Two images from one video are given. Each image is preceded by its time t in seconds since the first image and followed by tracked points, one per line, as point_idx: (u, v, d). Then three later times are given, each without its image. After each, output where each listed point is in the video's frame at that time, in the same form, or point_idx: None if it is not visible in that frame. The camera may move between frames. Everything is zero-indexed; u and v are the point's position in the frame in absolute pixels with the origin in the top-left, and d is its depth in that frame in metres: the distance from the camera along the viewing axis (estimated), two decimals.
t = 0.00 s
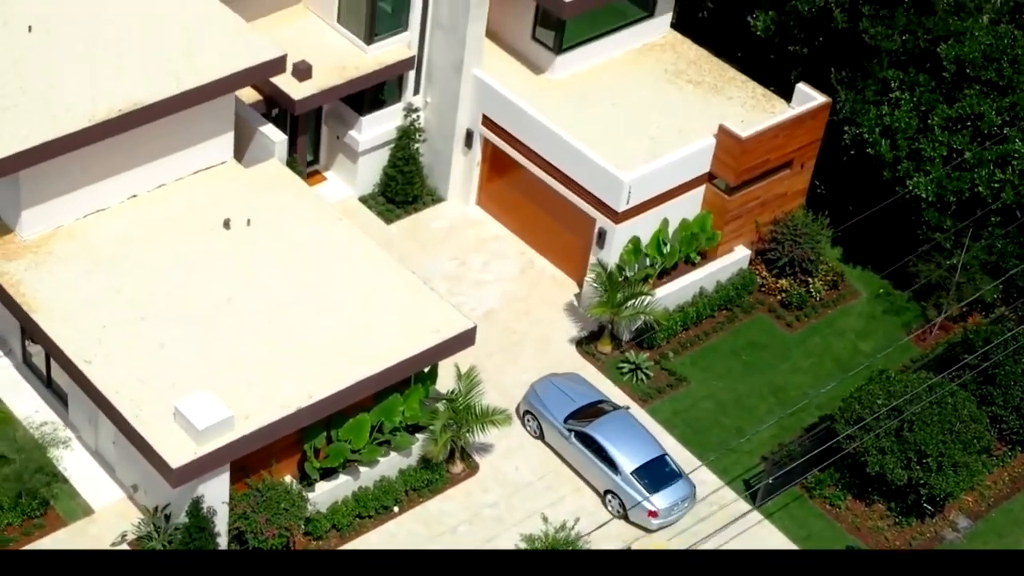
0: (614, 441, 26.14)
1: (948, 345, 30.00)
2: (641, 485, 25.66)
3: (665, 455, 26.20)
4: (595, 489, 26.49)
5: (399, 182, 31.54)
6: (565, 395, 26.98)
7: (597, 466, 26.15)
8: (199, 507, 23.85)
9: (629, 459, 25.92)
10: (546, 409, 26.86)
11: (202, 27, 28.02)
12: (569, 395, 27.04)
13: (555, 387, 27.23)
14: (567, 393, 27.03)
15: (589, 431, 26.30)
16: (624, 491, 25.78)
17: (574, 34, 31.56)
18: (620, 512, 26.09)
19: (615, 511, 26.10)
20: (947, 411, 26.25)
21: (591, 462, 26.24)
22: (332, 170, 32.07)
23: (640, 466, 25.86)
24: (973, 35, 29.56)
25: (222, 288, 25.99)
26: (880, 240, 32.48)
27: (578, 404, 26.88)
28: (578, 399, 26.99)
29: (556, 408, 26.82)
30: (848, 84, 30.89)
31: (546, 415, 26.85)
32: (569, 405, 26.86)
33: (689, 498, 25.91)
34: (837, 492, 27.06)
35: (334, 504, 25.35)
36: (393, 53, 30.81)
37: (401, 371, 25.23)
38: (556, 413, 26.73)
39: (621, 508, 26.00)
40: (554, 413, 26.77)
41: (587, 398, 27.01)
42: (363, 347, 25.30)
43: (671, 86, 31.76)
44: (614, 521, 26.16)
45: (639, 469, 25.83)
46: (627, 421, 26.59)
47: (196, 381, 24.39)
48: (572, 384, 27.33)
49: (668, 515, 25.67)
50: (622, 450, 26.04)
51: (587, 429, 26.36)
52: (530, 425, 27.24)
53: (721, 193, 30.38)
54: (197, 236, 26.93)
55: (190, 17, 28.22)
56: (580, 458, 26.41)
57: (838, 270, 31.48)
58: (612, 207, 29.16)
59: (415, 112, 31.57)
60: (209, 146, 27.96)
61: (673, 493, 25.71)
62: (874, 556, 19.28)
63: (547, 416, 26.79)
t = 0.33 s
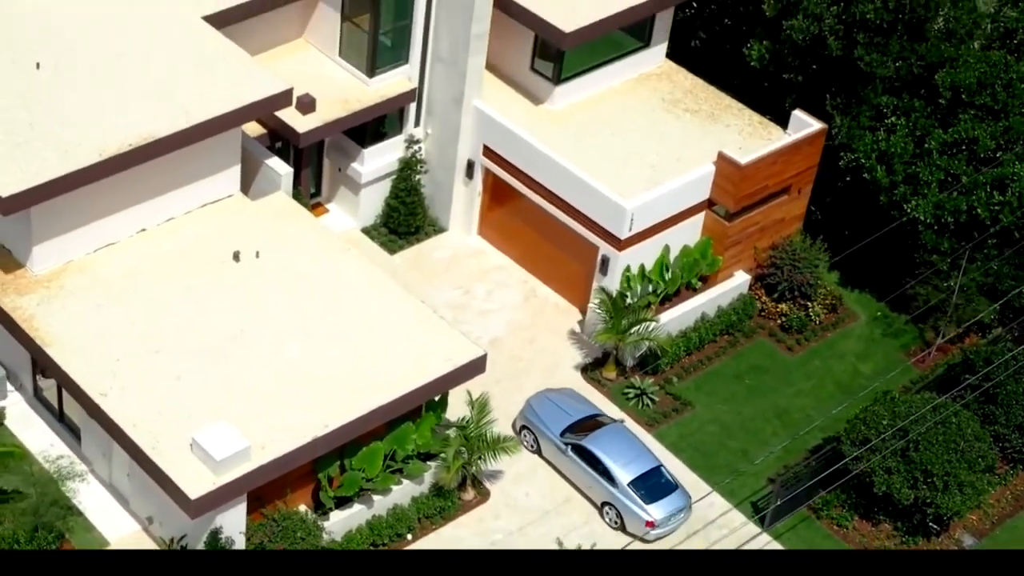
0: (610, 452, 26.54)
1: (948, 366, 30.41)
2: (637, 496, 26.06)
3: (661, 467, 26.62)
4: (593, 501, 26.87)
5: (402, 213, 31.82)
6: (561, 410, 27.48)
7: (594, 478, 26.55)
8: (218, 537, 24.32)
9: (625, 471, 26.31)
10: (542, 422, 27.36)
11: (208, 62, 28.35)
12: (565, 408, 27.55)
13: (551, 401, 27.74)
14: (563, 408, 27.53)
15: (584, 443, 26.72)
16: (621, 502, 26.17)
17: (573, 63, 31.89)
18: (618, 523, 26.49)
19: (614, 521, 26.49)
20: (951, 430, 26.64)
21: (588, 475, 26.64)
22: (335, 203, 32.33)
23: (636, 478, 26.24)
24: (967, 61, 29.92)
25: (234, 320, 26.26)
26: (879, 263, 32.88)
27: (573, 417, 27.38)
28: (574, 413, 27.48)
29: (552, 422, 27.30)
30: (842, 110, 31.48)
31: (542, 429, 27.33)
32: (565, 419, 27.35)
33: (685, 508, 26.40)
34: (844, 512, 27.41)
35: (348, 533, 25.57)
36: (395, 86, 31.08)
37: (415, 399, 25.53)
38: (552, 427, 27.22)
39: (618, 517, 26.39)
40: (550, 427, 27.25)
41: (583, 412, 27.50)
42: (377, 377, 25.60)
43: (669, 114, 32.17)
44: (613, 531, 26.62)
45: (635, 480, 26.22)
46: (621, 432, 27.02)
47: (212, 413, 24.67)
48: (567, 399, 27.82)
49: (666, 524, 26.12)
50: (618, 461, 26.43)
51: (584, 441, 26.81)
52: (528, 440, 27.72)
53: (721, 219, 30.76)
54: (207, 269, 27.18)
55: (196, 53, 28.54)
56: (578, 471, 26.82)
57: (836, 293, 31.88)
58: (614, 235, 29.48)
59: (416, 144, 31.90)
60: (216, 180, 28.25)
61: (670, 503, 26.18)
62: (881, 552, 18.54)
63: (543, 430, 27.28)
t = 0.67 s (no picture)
0: (605, 465, 27.05)
1: (944, 389, 30.95)
2: (633, 507, 26.60)
3: (655, 478, 27.14)
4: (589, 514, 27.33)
5: (405, 243, 32.13)
6: (556, 424, 27.91)
7: (590, 491, 27.04)
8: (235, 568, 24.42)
9: (621, 482, 26.84)
10: (537, 436, 27.80)
11: (214, 96, 28.66)
12: (561, 423, 27.99)
13: (547, 417, 28.18)
14: (558, 422, 27.96)
15: (580, 455, 27.21)
16: (618, 513, 26.68)
17: (570, 93, 32.24)
18: (614, 535, 26.93)
19: (610, 533, 26.93)
20: (955, 449, 26.99)
21: (583, 487, 27.12)
22: (337, 234, 32.58)
23: (631, 489, 26.79)
24: (959, 86, 30.45)
25: (245, 351, 26.47)
26: (875, 288, 33.25)
27: (568, 431, 27.84)
28: (569, 427, 27.94)
29: (548, 436, 27.76)
30: (838, 135, 32.03)
31: (539, 444, 27.77)
32: (560, 433, 27.80)
33: (680, 518, 26.88)
34: (850, 532, 27.70)
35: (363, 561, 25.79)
36: (396, 118, 31.32)
37: (427, 426, 25.82)
38: (548, 441, 27.68)
39: (615, 530, 26.85)
40: (546, 441, 27.71)
41: (577, 425, 27.97)
42: (389, 407, 25.85)
43: (666, 142, 32.59)
44: (608, 542, 27.00)
45: (630, 491, 26.76)
46: (614, 445, 27.50)
47: (229, 443, 24.90)
48: (561, 414, 28.25)
49: (662, 535, 26.60)
50: (613, 474, 26.93)
51: (579, 454, 27.29)
52: (524, 455, 28.12)
53: (720, 244, 31.15)
54: (217, 300, 27.38)
55: (201, 87, 28.84)
56: (573, 484, 27.31)
57: (835, 317, 32.23)
58: (617, 261, 29.85)
59: (418, 174, 32.20)
60: (224, 213, 28.50)
61: (665, 513, 26.69)
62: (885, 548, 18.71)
63: (540, 445, 27.71)
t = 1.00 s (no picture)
0: (601, 476, 27.49)
1: (943, 409, 31.42)
2: (629, 517, 27.05)
3: (650, 489, 27.64)
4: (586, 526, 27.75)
5: (408, 271, 32.43)
6: (551, 437, 28.41)
7: (587, 502, 27.46)
8: None
9: (616, 493, 27.30)
10: (533, 449, 28.26)
11: (222, 127, 28.94)
12: (556, 437, 28.48)
13: (543, 431, 28.64)
14: (553, 436, 28.45)
15: (576, 467, 27.65)
16: (615, 523, 27.12)
17: (569, 122, 32.65)
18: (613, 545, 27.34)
19: (607, 543, 27.35)
20: (961, 466, 27.42)
21: (580, 498, 27.55)
22: (341, 263, 32.83)
23: (627, 499, 27.25)
24: (954, 110, 31.13)
25: (258, 380, 26.68)
26: (874, 309, 33.76)
27: (563, 444, 28.33)
28: (564, 440, 28.43)
29: (544, 450, 28.21)
30: (835, 159, 32.42)
31: (536, 458, 28.22)
32: (556, 446, 28.28)
33: (676, 527, 27.37)
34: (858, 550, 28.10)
35: None
36: (400, 146, 31.71)
37: (439, 452, 26.04)
38: (544, 454, 28.12)
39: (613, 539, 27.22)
40: (542, 455, 28.15)
41: (572, 438, 28.44)
42: (402, 433, 26.09)
43: (665, 168, 33.00)
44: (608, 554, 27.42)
45: (626, 501, 27.23)
46: (609, 456, 27.97)
47: (246, 471, 25.08)
48: (555, 427, 28.75)
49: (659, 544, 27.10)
50: (609, 485, 27.38)
51: (575, 466, 27.72)
52: (521, 469, 28.53)
53: (721, 269, 31.52)
54: (228, 330, 27.60)
55: (208, 118, 29.13)
56: (570, 496, 27.73)
57: (834, 339, 32.63)
58: (621, 286, 30.17)
59: (421, 204, 32.49)
60: (233, 242, 28.76)
61: (661, 523, 27.17)
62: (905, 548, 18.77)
63: (537, 459, 28.15)
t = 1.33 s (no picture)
0: (597, 488, 28.00)
1: (946, 426, 31.54)
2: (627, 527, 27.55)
3: (646, 500, 28.11)
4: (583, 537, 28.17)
5: (413, 298, 32.70)
6: (548, 452, 29.05)
7: (584, 514, 27.91)
8: None
9: (613, 504, 27.80)
10: (531, 463, 28.87)
11: (231, 158, 29.20)
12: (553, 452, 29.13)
13: (541, 447, 29.33)
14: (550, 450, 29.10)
15: (573, 479, 28.19)
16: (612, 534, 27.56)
17: (570, 149, 32.98)
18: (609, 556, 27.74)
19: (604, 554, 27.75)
20: (966, 484, 27.82)
21: (577, 509, 28.00)
22: (346, 291, 33.11)
23: (623, 510, 27.77)
24: (951, 132, 31.69)
25: (273, 407, 26.88)
26: (873, 329, 34.19)
27: (559, 457, 28.97)
28: (561, 455, 29.09)
29: (542, 464, 28.81)
30: (833, 183, 32.90)
31: (534, 471, 28.77)
32: (553, 460, 28.90)
33: (673, 536, 27.74)
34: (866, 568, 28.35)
35: None
36: (404, 174, 31.99)
37: (454, 476, 26.25)
38: (542, 468, 28.71)
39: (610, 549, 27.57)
40: (540, 468, 28.74)
41: (569, 453, 29.13)
42: (416, 458, 26.30)
43: (666, 193, 33.38)
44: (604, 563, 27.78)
45: (623, 512, 27.75)
46: (605, 468, 28.58)
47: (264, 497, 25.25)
48: (552, 443, 29.47)
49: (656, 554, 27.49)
50: (606, 495, 27.89)
51: (573, 478, 28.29)
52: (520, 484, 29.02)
53: (724, 292, 31.94)
54: (241, 358, 27.80)
55: (217, 149, 29.38)
56: (566, 508, 28.17)
57: (835, 360, 33.00)
58: (627, 309, 30.50)
59: (425, 231, 32.79)
60: (243, 272, 29.01)
61: (657, 533, 27.58)
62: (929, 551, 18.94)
63: (535, 473, 28.71)
